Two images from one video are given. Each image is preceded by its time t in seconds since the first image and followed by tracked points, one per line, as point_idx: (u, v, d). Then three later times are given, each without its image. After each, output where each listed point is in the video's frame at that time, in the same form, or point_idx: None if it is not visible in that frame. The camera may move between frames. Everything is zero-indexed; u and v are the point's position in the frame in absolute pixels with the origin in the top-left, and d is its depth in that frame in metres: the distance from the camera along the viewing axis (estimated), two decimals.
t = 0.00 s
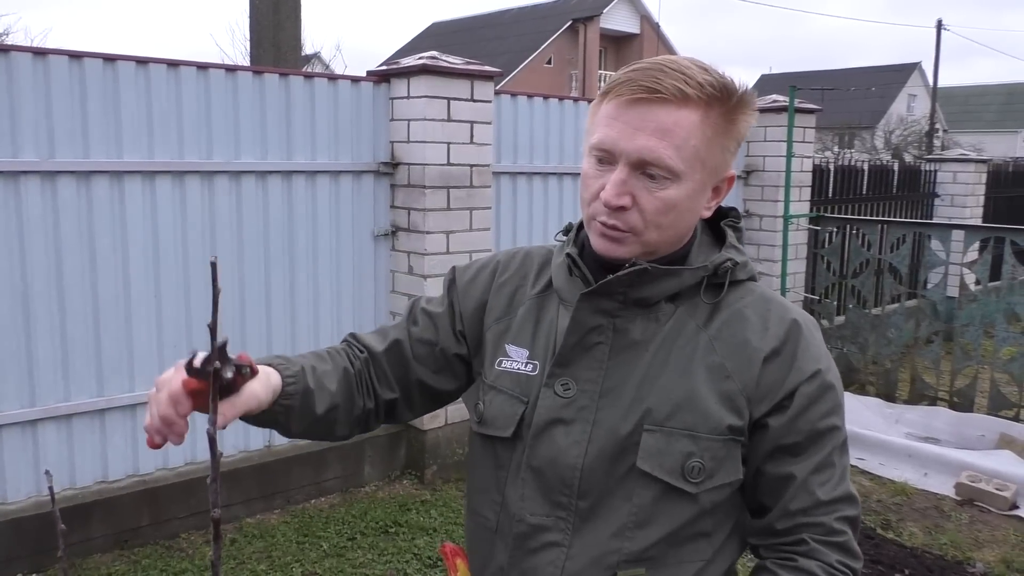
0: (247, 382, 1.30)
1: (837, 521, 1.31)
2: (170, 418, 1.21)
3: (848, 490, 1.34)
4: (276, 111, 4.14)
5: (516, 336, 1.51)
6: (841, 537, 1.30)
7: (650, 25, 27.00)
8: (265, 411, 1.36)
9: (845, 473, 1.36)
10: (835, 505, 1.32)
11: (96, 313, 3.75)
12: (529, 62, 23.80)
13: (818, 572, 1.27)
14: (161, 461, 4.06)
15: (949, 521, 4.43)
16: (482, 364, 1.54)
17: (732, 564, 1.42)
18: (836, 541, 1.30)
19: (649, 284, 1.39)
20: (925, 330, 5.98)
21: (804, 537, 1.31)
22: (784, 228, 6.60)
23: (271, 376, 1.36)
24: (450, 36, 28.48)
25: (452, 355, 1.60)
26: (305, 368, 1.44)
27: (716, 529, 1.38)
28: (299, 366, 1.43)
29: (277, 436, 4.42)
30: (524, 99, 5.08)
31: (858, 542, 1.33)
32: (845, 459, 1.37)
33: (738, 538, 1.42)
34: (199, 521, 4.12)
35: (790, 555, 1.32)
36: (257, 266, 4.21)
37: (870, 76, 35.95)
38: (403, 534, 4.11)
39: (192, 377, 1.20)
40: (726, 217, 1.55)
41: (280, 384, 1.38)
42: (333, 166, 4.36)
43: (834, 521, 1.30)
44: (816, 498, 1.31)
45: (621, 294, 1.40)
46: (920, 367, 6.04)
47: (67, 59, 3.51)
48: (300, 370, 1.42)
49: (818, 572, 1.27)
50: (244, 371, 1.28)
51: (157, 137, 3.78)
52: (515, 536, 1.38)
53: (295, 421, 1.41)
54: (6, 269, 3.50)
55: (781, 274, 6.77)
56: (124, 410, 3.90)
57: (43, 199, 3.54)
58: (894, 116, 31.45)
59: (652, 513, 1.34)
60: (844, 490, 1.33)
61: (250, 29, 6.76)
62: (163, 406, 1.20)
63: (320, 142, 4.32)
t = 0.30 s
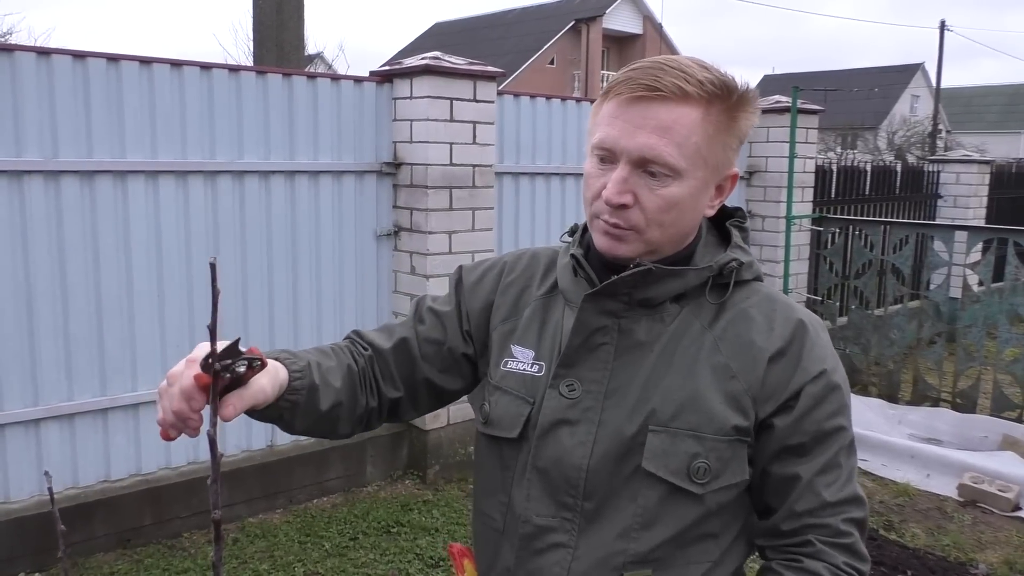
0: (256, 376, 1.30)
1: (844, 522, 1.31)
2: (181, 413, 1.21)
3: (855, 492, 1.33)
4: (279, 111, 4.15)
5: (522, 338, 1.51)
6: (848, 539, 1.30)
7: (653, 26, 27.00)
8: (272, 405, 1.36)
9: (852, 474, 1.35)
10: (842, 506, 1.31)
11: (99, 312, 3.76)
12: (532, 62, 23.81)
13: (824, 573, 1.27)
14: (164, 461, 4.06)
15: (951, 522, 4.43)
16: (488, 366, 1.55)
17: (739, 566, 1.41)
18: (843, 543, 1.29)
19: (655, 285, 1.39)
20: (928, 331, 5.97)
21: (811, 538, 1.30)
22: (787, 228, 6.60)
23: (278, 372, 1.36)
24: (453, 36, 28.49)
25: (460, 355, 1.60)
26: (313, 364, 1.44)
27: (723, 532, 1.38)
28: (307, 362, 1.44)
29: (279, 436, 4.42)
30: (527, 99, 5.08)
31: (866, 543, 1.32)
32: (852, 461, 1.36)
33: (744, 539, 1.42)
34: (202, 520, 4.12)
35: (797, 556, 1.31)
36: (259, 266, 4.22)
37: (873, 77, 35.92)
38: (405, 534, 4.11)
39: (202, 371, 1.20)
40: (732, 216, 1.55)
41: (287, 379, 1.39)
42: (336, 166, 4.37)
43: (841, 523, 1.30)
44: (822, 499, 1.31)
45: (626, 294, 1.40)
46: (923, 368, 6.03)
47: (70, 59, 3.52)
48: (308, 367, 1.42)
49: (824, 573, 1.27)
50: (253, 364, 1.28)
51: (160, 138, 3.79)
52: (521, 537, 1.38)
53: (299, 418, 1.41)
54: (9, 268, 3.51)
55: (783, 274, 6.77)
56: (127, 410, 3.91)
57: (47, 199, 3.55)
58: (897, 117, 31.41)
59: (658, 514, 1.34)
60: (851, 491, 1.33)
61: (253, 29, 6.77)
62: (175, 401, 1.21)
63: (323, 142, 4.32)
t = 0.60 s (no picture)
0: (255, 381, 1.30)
1: (846, 523, 1.31)
2: (178, 412, 1.21)
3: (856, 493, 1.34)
4: (279, 112, 4.15)
5: (522, 339, 1.51)
6: (849, 539, 1.30)
7: (653, 27, 27.01)
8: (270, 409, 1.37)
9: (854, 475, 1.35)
10: (843, 507, 1.32)
11: (99, 312, 3.76)
12: (531, 63, 23.83)
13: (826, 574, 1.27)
14: (163, 461, 4.06)
15: (950, 522, 4.43)
16: (488, 368, 1.55)
17: (739, 567, 1.42)
18: (845, 544, 1.29)
19: (656, 287, 1.39)
20: (927, 332, 5.97)
21: (812, 539, 1.31)
22: (786, 229, 6.61)
23: (278, 376, 1.36)
24: (452, 36, 28.49)
25: (459, 355, 1.60)
26: (312, 366, 1.45)
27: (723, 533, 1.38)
28: (307, 364, 1.44)
29: (278, 436, 4.42)
30: (526, 100, 5.08)
31: (867, 544, 1.32)
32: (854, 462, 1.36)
33: (744, 540, 1.42)
34: (201, 520, 4.12)
35: (798, 557, 1.32)
36: (259, 266, 4.22)
37: (872, 78, 35.94)
38: (404, 535, 4.11)
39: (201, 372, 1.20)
40: (732, 218, 1.55)
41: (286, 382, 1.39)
42: (336, 167, 4.37)
43: (843, 524, 1.30)
44: (823, 500, 1.31)
45: (627, 296, 1.40)
46: (922, 369, 6.04)
47: (71, 59, 3.52)
48: (307, 368, 1.42)
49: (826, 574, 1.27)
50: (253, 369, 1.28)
51: (160, 138, 3.79)
52: (521, 539, 1.38)
53: (298, 419, 1.41)
54: (9, 268, 3.51)
55: (782, 275, 6.77)
56: (127, 410, 3.91)
57: (47, 199, 3.55)
58: (896, 118, 31.44)
59: (659, 516, 1.34)
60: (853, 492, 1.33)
61: (253, 29, 6.77)
62: (172, 399, 1.21)
63: (322, 142, 4.32)
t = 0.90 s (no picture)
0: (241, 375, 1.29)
1: (840, 521, 1.31)
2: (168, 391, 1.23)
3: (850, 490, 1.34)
4: (277, 110, 4.15)
5: (516, 338, 1.51)
6: (843, 537, 1.30)
7: (653, 25, 26.99)
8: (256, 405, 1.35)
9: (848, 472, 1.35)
10: (837, 505, 1.32)
11: (97, 311, 3.76)
12: (531, 62, 23.82)
13: (820, 572, 1.27)
14: (163, 460, 4.06)
15: (950, 521, 4.43)
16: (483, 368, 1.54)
17: (734, 565, 1.41)
18: (839, 541, 1.30)
19: (649, 285, 1.39)
20: (927, 330, 5.97)
21: (806, 537, 1.31)
22: (786, 227, 6.61)
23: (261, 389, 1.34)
24: (452, 35, 28.48)
25: (457, 355, 1.60)
26: (297, 366, 1.44)
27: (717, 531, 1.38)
28: (290, 363, 1.43)
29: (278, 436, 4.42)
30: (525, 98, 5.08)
31: (861, 541, 1.32)
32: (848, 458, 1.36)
33: (739, 537, 1.42)
34: (201, 519, 4.12)
35: (792, 555, 1.32)
36: (258, 265, 4.22)
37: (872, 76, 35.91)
38: (403, 533, 4.11)
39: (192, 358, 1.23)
40: (726, 215, 1.55)
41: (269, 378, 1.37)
42: (334, 165, 4.36)
43: (837, 521, 1.30)
44: (817, 497, 1.31)
45: (620, 294, 1.40)
46: (921, 367, 6.04)
47: (68, 58, 3.52)
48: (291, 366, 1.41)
49: (820, 572, 1.27)
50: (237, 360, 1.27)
51: (158, 137, 3.79)
52: (515, 537, 1.38)
53: (290, 420, 1.40)
54: (7, 267, 3.51)
55: (782, 273, 6.77)
56: (126, 409, 3.91)
57: (45, 198, 3.55)
58: (896, 116, 31.42)
59: (652, 514, 1.34)
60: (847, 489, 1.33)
61: (252, 28, 6.77)
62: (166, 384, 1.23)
63: (321, 140, 4.32)
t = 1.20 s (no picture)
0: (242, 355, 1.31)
1: (836, 518, 1.30)
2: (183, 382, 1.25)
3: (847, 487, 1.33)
4: (276, 109, 4.14)
5: (512, 335, 1.50)
6: (839, 534, 1.29)
7: (652, 24, 26.98)
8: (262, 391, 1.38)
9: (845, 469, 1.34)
10: (832, 502, 1.31)
11: (97, 311, 3.76)
12: (530, 61, 23.81)
13: (816, 570, 1.27)
14: (163, 460, 4.06)
15: (950, 519, 4.43)
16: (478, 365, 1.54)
17: (731, 563, 1.41)
18: (835, 538, 1.29)
19: (642, 282, 1.39)
20: (926, 328, 5.97)
21: (801, 534, 1.30)
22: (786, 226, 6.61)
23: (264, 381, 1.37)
24: (451, 35, 28.47)
25: (457, 351, 1.60)
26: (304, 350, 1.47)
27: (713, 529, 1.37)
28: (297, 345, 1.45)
29: (278, 436, 4.41)
30: (525, 97, 5.08)
31: (858, 538, 1.31)
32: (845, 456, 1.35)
33: (736, 535, 1.42)
34: (201, 519, 4.12)
35: (788, 553, 1.31)
36: (258, 265, 4.22)
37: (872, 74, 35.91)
38: (404, 533, 4.11)
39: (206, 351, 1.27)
40: (721, 212, 1.54)
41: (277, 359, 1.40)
42: (333, 165, 4.36)
43: (832, 518, 1.29)
44: (811, 494, 1.30)
45: (613, 292, 1.40)
46: (921, 365, 6.04)
47: (67, 58, 3.51)
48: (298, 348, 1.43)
49: (815, 569, 1.27)
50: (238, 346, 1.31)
51: (157, 137, 3.78)
52: (510, 535, 1.38)
53: (295, 405, 1.42)
54: (6, 268, 3.50)
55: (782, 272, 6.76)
56: (126, 409, 3.91)
57: (44, 198, 3.54)
58: (895, 115, 31.43)
59: (646, 512, 1.34)
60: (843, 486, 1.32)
61: (251, 28, 6.76)
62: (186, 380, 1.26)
63: (320, 140, 4.31)
